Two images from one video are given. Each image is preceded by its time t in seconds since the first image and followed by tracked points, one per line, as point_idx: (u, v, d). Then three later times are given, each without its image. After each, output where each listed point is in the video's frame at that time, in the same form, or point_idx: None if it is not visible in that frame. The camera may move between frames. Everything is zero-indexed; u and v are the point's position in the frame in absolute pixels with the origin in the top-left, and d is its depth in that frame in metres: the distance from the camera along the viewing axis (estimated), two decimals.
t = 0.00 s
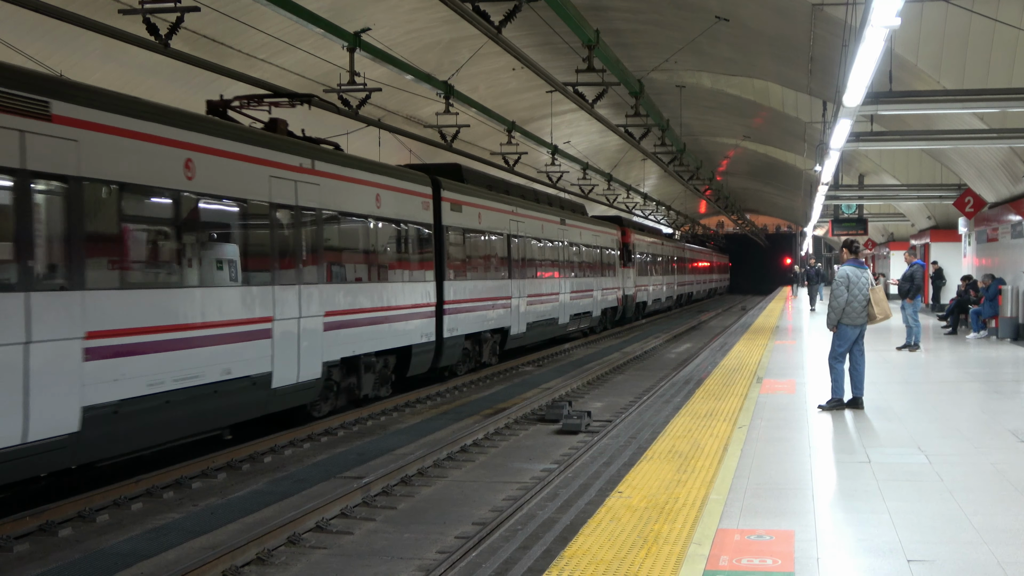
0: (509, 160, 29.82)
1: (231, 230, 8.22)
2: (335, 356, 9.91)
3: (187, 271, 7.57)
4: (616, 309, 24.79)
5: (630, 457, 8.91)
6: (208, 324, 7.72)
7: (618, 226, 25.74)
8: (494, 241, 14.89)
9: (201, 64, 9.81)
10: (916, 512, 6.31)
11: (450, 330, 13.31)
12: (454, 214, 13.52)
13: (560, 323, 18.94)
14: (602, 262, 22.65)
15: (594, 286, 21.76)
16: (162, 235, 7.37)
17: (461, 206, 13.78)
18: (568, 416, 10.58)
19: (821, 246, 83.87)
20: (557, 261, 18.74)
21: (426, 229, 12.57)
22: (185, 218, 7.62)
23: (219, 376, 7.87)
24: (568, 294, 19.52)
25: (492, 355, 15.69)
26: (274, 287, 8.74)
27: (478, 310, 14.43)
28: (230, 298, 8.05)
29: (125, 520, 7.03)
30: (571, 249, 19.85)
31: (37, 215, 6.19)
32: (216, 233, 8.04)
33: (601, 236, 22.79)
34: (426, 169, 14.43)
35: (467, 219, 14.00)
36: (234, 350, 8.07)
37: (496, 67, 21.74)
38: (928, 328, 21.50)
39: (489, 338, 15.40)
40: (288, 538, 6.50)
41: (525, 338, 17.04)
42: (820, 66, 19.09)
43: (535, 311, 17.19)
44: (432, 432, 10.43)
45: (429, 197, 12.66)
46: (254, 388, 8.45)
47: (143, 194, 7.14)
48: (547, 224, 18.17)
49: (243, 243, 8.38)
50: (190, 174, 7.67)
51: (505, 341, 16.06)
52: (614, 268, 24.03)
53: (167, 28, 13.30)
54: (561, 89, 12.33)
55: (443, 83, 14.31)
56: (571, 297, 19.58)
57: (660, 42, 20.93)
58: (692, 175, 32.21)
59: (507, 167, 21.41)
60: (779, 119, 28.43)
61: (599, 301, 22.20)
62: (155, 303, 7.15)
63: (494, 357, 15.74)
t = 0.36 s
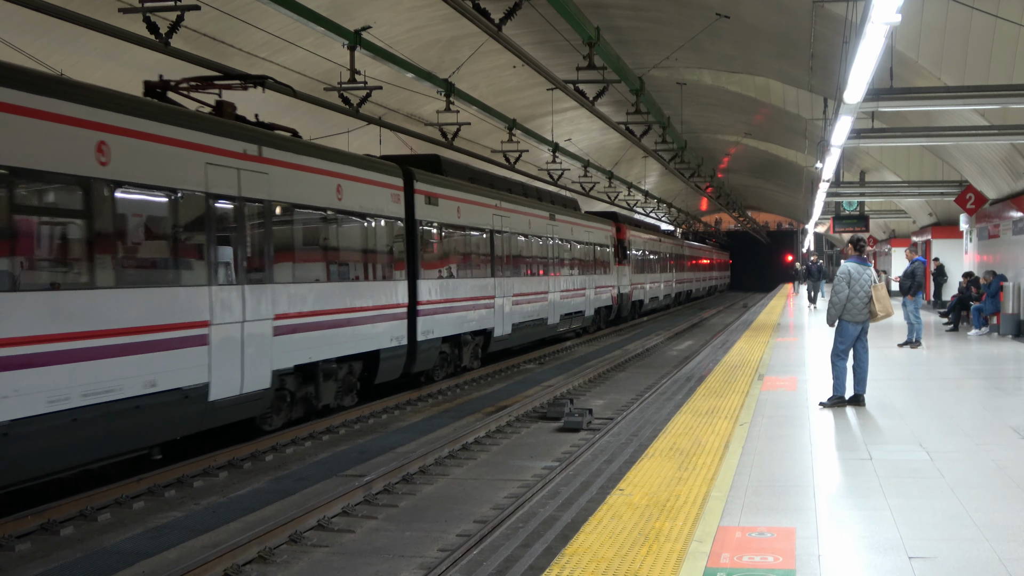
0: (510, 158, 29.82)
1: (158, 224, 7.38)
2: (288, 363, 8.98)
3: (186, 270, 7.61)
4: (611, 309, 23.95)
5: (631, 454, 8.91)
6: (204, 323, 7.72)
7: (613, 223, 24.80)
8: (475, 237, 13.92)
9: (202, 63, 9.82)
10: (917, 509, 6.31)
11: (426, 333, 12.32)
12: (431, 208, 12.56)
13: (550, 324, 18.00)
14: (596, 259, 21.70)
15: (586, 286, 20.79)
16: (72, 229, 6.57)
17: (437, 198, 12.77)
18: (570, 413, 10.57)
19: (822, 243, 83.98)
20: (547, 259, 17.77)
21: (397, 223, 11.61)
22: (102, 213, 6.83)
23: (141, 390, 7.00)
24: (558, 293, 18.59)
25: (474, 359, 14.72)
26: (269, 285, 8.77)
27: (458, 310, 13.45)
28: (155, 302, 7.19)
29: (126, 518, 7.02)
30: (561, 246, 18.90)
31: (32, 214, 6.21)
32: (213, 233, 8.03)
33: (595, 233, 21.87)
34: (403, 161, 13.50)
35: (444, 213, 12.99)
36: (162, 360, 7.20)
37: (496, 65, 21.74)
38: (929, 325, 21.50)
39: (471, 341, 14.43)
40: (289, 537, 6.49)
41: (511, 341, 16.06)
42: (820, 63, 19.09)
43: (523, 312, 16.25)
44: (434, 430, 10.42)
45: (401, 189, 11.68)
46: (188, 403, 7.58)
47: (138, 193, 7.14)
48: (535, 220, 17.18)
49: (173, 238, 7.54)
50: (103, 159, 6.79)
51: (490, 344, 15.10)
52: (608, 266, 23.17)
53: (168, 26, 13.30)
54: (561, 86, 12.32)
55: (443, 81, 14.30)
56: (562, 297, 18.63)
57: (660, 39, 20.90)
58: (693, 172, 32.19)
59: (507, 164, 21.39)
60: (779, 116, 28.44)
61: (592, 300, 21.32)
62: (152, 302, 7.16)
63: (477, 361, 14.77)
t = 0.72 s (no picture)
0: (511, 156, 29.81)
1: (70, 216, 6.51)
2: (228, 373, 8.07)
3: (191, 270, 7.65)
4: (605, 308, 23.35)
5: (633, 452, 8.91)
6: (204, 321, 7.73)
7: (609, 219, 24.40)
8: (454, 234, 13.01)
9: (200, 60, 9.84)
10: (918, 507, 6.30)
11: (395, 337, 11.39)
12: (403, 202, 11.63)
13: (538, 325, 17.17)
14: (589, 256, 20.93)
15: (577, 285, 19.91)
16: (40, 224, 6.28)
17: (410, 190, 11.80)
18: (571, 411, 10.57)
19: (824, 241, 84.11)
20: (533, 256, 16.87)
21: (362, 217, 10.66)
22: (95, 213, 6.72)
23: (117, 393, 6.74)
24: (547, 292, 17.80)
25: (454, 363, 13.82)
26: (269, 284, 8.81)
27: (434, 311, 12.51)
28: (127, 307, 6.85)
29: (127, 517, 7.02)
30: (551, 243, 18.10)
31: (37, 211, 6.24)
32: (214, 231, 8.04)
33: (586, 228, 20.97)
34: (378, 151, 12.60)
35: (418, 206, 12.02)
36: (76, 370, 6.34)
37: (497, 62, 21.73)
38: (931, 323, 21.52)
39: (450, 344, 13.50)
40: (290, 535, 6.48)
41: (494, 343, 15.19)
42: (821, 61, 19.10)
43: (508, 312, 15.39)
44: (435, 428, 10.42)
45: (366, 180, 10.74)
46: (104, 421, 6.67)
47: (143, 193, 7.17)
48: (519, 214, 16.22)
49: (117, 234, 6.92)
50: None
51: (470, 347, 14.19)
52: (601, 263, 22.34)
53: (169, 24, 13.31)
54: (562, 83, 12.26)
55: (444, 79, 14.28)
56: (551, 297, 17.84)
57: (661, 37, 20.90)
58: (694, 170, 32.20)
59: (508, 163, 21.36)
60: (780, 114, 28.45)
61: (584, 299, 20.53)
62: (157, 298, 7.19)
63: (456, 366, 13.86)
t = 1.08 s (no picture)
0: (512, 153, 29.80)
1: None
2: (156, 383, 7.24)
3: (188, 266, 7.72)
4: (598, 307, 22.96)
5: (633, 449, 8.92)
6: (201, 318, 7.80)
7: (601, 215, 24.32)
8: (428, 228, 12.25)
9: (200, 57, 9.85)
10: (919, 504, 6.32)
11: (361, 340, 10.51)
12: (370, 193, 10.77)
13: (524, 325, 16.60)
14: (580, 253, 20.44)
15: (566, 283, 19.27)
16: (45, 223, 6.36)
17: (379, 181, 10.99)
18: (572, 408, 10.59)
19: (825, 239, 84.16)
20: (518, 253, 16.18)
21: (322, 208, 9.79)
22: (84, 210, 6.69)
23: (120, 388, 6.86)
24: (535, 291, 17.20)
25: (431, 367, 13.07)
26: (269, 282, 8.82)
27: (407, 312, 11.72)
28: (115, 306, 6.84)
29: (129, 513, 7.03)
30: (539, 238, 17.54)
31: (36, 208, 6.28)
32: (212, 229, 8.09)
33: (576, 224, 20.29)
34: (350, 140, 11.86)
35: (388, 198, 11.22)
36: (10, 377, 5.91)
37: (498, 60, 21.72)
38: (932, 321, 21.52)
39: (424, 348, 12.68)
40: (291, 532, 6.49)
41: (476, 345, 14.45)
42: (823, 58, 19.09)
43: (491, 312, 14.74)
44: (436, 425, 10.43)
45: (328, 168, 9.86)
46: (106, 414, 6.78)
47: (144, 191, 7.26)
48: (502, 208, 15.48)
49: (117, 232, 7.00)
50: None
51: (449, 350, 13.43)
52: (594, 260, 21.77)
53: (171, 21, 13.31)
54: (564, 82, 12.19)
55: (445, 76, 14.29)
56: (537, 295, 17.22)
57: (663, 35, 20.90)
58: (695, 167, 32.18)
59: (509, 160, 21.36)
60: (781, 111, 28.44)
61: (575, 298, 19.97)
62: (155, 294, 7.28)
63: (433, 370, 13.12)
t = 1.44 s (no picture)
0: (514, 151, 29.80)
1: None
2: (69, 398, 6.37)
3: (190, 264, 7.70)
4: (592, 308, 22.18)
5: (634, 448, 8.93)
6: (204, 315, 7.78)
7: (596, 211, 23.47)
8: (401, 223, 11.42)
9: (203, 55, 9.86)
10: (920, 503, 6.33)
11: (323, 346, 9.61)
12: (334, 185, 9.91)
13: (510, 326, 15.79)
14: (572, 251, 19.63)
15: (556, 282, 18.42)
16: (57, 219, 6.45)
17: (344, 171, 10.11)
18: (573, 407, 10.59)
19: (826, 238, 84.24)
20: (501, 250, 15.26)
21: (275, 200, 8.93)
22: (75, 206, 6.60)
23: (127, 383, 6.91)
24: (522, 291, 16.37)
25: (405, 374, 12.21)
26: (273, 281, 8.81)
27: (376, 314, 10.84)
28: (121, 302, 6.89)
29: (129, 510, 7.04)
30: (527, 235, 16.73)
31: (39, 206, 6.28)
32: (214, 228, 8.08)
33: (565, 221, 19.33)
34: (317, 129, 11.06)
35: (353, 191, 10.32)
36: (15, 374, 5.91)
37: (500, 58, 21.70)
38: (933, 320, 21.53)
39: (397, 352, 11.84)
40: (292, 529, 6.50)
41: (456, 349, 13.62)
42: (825, 57, 19.09)
43: (472, 314, 13.87)
44: (437, 423, 10.43)
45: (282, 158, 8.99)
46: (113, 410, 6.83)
47: (147, 189, 7.27)
48: (486, 203, 14.65)
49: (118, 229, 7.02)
50: None
51: (424, 355, 12.54)
52: (585, 258, 20.90)
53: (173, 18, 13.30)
54: (566, 80, 12.08)
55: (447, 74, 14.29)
56: (525, 295, 16.39)
57: (665, 34, 20.90)
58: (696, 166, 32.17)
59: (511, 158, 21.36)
60: (782, 110, 28.43)
61: (566, 298, 19.16)
62: (158, 291, 7.29)
63: (405, 376, 12.21)
